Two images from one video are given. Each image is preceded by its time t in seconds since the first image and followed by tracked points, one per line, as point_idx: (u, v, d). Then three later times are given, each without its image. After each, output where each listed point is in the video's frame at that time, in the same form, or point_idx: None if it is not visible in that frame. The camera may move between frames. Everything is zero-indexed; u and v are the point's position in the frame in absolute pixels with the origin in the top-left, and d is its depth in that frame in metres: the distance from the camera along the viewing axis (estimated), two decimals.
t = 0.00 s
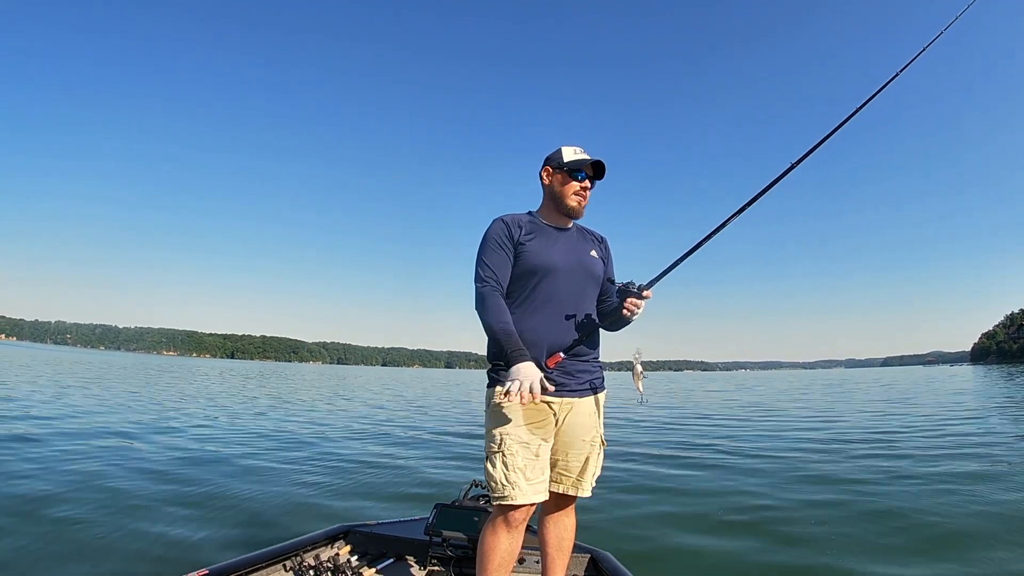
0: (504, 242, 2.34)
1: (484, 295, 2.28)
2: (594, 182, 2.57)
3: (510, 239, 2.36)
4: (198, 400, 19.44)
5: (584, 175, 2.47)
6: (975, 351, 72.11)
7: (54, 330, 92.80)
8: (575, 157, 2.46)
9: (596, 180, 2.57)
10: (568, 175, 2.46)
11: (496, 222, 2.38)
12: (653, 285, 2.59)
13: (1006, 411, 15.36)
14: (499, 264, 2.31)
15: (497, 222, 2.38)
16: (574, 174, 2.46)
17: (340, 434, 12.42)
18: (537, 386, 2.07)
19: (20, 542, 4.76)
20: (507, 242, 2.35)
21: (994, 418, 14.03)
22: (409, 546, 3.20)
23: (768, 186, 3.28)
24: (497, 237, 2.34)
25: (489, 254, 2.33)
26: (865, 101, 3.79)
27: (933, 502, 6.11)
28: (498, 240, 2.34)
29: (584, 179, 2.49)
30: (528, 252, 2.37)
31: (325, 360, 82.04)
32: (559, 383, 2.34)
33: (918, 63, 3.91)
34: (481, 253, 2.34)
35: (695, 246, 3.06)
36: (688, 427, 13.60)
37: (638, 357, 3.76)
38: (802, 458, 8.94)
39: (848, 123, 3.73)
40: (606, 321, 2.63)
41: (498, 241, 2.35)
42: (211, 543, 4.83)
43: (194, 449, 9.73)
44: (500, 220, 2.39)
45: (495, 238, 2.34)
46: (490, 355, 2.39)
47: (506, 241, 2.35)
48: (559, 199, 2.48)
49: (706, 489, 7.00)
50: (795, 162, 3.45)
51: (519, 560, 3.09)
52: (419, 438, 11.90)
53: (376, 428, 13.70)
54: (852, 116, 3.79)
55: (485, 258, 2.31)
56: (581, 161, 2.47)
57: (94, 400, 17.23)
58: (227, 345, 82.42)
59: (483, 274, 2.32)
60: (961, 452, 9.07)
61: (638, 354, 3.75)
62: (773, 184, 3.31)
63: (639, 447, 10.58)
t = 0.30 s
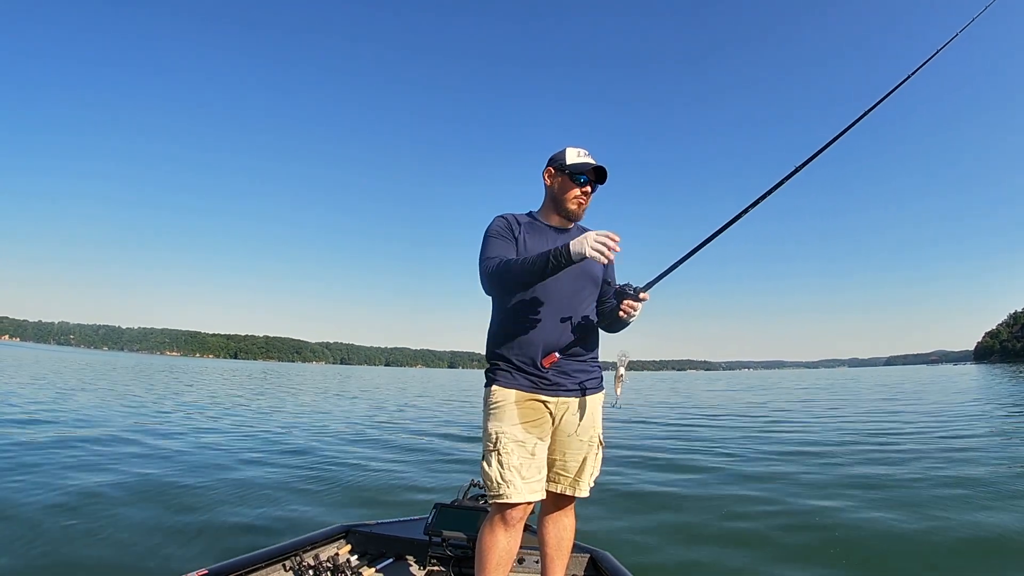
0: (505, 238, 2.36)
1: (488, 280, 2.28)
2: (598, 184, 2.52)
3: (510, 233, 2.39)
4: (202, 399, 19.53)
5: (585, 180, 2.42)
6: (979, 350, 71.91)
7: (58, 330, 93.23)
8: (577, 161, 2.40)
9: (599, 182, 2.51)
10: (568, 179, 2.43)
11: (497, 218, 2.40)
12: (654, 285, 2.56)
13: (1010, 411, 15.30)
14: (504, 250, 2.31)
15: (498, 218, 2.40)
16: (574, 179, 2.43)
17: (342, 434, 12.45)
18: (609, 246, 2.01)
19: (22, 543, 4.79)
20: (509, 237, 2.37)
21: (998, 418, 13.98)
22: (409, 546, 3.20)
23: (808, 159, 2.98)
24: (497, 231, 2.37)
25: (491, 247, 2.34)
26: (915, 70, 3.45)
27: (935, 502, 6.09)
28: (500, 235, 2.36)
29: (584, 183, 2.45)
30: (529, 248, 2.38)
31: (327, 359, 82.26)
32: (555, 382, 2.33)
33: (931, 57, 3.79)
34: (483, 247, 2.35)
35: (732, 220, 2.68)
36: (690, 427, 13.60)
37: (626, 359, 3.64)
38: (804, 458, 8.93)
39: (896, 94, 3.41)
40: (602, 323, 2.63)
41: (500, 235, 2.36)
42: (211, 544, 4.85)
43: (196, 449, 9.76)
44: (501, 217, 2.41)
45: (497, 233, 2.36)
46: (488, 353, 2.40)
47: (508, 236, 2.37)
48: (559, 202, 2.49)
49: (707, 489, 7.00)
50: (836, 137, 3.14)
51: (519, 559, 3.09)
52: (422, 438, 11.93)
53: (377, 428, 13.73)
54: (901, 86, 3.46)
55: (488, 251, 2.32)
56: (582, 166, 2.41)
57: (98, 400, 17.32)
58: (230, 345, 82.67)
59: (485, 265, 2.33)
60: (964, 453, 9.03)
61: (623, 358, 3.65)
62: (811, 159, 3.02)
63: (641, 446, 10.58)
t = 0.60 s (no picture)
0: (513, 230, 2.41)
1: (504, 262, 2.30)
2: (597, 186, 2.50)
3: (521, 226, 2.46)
4: (205, 399, 19.59)
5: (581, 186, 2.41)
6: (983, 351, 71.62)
7: (62, 330, 93.69)
8: (573, 168, 2.41)
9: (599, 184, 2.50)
10: (566, 185, 2.43)
11: (506, 215, 2.47)
12: (652, 284, 2.58)
13: (1015, 413, 15.22)
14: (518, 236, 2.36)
15: (506, 214, 2.47)
16: (572, 184, 2.42)
17: (344, 434, 12.47)
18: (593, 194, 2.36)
19: (24, 542, 4.82)
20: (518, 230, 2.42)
21: (1002, 419, 13.92)
22: (409, 545, 3.20)
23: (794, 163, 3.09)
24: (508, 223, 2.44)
25: (500, 238, 2.40)
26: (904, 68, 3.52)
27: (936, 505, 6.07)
28: (507, 228, 2.41)
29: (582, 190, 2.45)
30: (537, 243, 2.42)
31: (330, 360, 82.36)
32: (557, 381, 2.34)
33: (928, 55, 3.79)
34: (493, 240, 2.41)
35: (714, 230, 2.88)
36: (692, 428, 13.59)
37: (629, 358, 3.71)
38: (806, 460, 8.91)
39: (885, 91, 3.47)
40: (604, 323, 2.63)
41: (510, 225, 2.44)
42: (212, 545, 4.87)
43: (199, 450, 9.78)
44: (508, 214, 2.48)
45: (507, 227, 2.42)
46: (492, 350, 2.40)
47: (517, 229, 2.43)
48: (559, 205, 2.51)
49: (708, 491, 6.98)
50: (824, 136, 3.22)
51: (519, 559, 3.09)
52: (424, 438, 11.96)
53: (379, 428, 13.74)
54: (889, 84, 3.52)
55: (498, 241, 2.38)
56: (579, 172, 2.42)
57: (102, 400, 17.40)
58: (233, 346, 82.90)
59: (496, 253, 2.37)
60: (967, 454, 8.99)
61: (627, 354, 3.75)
62: (799, 160, 3.11)
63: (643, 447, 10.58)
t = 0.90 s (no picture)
0: (517, 230, 2.41)
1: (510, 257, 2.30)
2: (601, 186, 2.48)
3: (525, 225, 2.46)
4: (207, 400, 19.62)
5: (581, 187, 2.40)
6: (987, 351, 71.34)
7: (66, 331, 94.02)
8: (575, 169, 2.40)
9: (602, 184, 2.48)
10: (568, 186, 2.42)
11: (511, 215, 2.47)
12: (656, 285, 2.58)
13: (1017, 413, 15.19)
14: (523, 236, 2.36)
15: (512, 214, 2.47)
16: (574, 186, 2.41)
17: (345, 434, 12.48)
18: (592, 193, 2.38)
19: (27, 542, 4.85)
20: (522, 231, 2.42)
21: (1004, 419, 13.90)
22: (410, 546, 3.20)
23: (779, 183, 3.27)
24: (513, 222, 2.44)
25: (504, 238, 2.41)
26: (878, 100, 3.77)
27: (938, 502, 6.07)
28: (512, 228, 2.41)
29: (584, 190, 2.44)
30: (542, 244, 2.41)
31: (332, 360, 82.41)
32: (560, 382, 2.33)
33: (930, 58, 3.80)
34: (497, 239, 2.42)
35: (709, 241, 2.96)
36: (693, 429, 13.57)
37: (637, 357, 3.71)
38: (807, 459, 8.90)
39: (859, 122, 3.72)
40: (608, 325, 2.62)
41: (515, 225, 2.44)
42: (214, 545, 4.89)
43: (201, 450, 9.80)
44: (514, 213, 2.48)
45: (511, 227, 2.42)
46: (495, 350, 2.40)
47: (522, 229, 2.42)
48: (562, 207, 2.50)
49: (709, 491, 6.97)
50: (805, 160, 3.43)
51: (519, 559, 3.08)
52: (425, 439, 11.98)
53: (380, 429, 13.76)
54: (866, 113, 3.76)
55: (502, 240, 2.38)
56: (580, 173, 2.40)
57: (104, 400, 17.44)
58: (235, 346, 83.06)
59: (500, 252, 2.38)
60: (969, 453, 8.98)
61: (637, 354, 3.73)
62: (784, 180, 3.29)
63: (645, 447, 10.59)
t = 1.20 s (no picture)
0: (513, 235, 2.39)
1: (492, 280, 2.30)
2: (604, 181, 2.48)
3: (520, 231, 2.43)
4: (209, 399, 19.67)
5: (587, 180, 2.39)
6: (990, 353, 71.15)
7: (69, 330, 94.36)
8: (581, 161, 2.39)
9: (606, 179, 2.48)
10: (573, 180, 2.40)
11: (508, 218, 2.44)
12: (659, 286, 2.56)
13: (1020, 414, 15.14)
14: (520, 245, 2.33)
15: (508, 217, 2.44)
16: (579, 180, 2.40)
17: (347, 434, 12.50)
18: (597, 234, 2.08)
19: (29, 540, 4.86)
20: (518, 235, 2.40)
21: (1007, 421, 13.87)
22: (410, 546, 3.20)
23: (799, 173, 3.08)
24: (508, 229, 2.42)
25: (499, 244, 2.39)
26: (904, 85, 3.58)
27: (940, 504, 6.06)
28: (508, 232, 2.39)
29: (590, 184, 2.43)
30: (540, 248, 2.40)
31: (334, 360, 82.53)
32: (562, 383, 2.32)
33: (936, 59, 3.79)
34: (492, 244, 2.39)
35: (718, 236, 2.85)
36: (695, 430, 13.55)
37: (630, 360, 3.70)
38: (810, 461, 8.88)
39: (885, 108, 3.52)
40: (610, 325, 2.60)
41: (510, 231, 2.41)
42: (215, 543, 4.90)
43: (203, 449, 9.81)
44: (511, 216, 2.45)
45: (507, 231, 2.40)
46: (495, 353, 2.39)
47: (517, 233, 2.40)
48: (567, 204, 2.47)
49: (711, 492, 6.96)
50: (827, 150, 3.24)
51: (519, 560, 3.08)
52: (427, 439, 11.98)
53: (383, 429, 13.77)
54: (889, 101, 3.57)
55: (496, 246, 2.36)
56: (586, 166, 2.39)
57: (107, 399, 17.49)
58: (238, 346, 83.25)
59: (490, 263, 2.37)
60: (972, 455, 8.97)
61: (631, 356, 3.70)
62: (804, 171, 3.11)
63: (646, 448, 10.59)
